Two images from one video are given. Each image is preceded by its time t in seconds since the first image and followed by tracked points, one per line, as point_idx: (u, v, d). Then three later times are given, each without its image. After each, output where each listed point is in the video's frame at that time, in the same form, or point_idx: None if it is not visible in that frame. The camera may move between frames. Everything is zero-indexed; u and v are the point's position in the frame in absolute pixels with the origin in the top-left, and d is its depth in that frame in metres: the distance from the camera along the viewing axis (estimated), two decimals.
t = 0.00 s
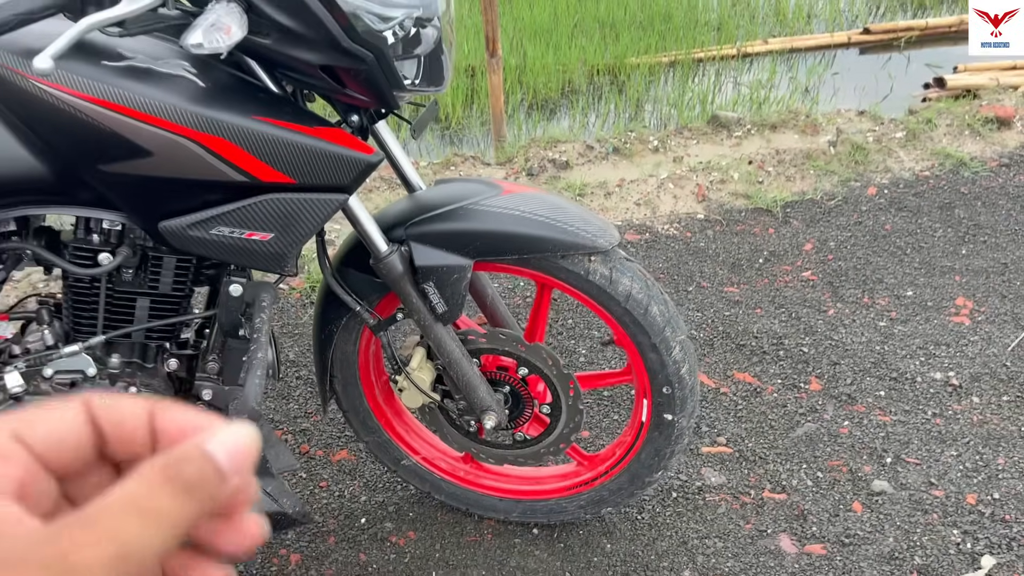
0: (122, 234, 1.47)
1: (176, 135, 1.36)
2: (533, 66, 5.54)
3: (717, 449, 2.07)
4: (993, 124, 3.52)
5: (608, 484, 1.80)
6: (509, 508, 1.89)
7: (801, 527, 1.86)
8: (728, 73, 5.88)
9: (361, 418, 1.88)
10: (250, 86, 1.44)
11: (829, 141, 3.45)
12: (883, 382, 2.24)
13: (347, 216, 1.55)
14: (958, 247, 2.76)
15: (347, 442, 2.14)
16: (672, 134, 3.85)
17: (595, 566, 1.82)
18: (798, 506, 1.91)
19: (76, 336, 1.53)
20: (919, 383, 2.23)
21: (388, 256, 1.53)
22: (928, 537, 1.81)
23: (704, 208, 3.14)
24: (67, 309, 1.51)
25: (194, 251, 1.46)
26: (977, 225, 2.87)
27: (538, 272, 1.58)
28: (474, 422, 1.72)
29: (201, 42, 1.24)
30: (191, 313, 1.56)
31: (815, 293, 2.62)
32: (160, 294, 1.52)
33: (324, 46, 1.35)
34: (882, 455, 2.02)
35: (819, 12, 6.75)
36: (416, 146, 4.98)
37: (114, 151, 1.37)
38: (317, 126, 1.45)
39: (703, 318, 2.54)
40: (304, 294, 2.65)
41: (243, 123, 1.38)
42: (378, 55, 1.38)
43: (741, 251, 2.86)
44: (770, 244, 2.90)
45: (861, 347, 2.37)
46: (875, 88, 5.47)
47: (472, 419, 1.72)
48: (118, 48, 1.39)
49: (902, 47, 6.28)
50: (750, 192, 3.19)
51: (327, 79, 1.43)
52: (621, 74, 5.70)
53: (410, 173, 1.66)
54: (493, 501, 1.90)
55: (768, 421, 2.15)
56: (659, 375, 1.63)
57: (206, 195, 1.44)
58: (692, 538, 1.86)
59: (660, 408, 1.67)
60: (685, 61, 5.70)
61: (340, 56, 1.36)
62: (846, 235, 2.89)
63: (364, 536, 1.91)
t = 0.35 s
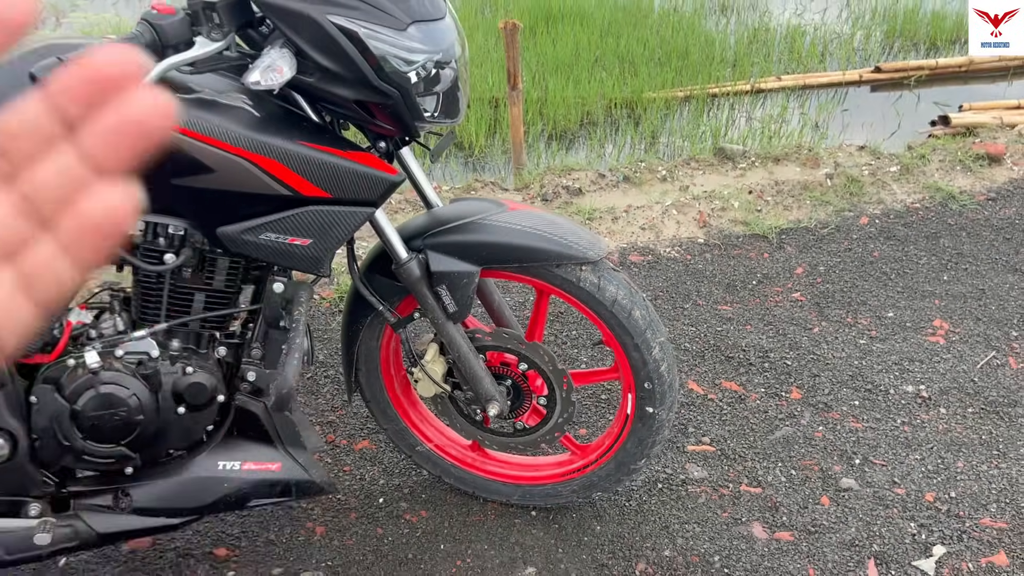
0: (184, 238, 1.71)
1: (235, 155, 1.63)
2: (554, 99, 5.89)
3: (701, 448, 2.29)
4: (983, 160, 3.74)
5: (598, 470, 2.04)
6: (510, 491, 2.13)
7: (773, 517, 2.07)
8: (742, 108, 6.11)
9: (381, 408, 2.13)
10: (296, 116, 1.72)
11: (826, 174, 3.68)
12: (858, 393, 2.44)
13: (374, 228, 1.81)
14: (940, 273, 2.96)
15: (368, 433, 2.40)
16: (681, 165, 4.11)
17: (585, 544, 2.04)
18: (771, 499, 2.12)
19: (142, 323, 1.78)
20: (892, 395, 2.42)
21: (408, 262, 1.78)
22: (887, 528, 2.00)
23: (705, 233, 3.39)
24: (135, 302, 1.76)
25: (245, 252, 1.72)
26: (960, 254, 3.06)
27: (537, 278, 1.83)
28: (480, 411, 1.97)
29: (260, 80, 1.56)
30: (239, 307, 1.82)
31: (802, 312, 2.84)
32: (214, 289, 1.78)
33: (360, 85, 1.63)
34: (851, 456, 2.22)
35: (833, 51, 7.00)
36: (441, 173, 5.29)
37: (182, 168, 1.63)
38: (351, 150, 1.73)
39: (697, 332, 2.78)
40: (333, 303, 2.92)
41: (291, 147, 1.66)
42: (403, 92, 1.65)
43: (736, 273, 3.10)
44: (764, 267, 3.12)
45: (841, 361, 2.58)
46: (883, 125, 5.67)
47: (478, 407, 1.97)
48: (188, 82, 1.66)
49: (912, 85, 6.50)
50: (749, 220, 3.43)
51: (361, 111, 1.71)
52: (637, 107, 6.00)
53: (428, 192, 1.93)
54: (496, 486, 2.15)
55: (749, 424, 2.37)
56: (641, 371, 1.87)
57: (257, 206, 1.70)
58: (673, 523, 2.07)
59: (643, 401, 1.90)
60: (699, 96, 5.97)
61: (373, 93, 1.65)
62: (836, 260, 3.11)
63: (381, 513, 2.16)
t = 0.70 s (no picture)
0: (255, 278, 1.98)
1: (303, 208, 1.88)
2: (591, 142, 6.16)
3: (717, 480, 2.45)
4: (1005, 212, 3.86)
5: (618, 497, 2.22)
6: (537, 514, 2.32)
7: (782, 546, 2.22)
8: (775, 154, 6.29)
9: (421, 433, 2.34)
10: (355, 174, 1.97)
11: (850, 222, 3.83)
12: (869, 433, 2.58)
13: (420, 271, 2.05)
14: (955, 320, 3.09)
15: (409, 457, 2.61)
16: (710, 210, 4.30)
17: (605, 565, 2.21)
18: (781, 529, 2.27)
19: (214, 351, 2.03)
20: (902, 435, 2.55)
21: (449, 302, 2.01)
22: (889, 560, 2.14)
23: (730, 277, 3.57)
24: (210, 332, 2.02)
25: (308, 292, 1.96)
26: (976, 302, 3.19)
27: (565, 319, 2.04)
28: (511, 439, 2.17)
29: (326, 145, 1.80)
30: (300, 338, 2.06)
31: (820, 355, 2.99)
32: (278, 323, 2.03)
33: (412, 148, 1.87)
34: (859, 492, 2.36)
35: (867, 98, 7.16)
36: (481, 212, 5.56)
37: (257, 218, 1.89)
38: (402, 204, 1.97)
39: (718, 371, 2.95)
40: (378, 335, 3.16)
41: (350, 201, 1.90)
42: (449, 155, 1.88)
43: (758, 316, 3.26)
44: (785, 311, 3.28)
45: (855, 403, 2.72)
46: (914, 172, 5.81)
47: (509, 435, 2.16)
48: (266, 145, 1.93)
49: (945, 133, 6.63)
50: (773, 265, 3.60)
51: (412, 171, 1.95)
52: (672, 151, 6.24)
53: (469, 239, 2.15)
54: (524, 509, 2.33)
55: (764, 460, 2.52)
56: (659, 406, 2.05)
57: (319, 252, 1.94)
58: (688, 549, 2.24)
59: (660, 434, 2.08)
60: (733, 142, 6.18)
61: (423, 155, 1.88)
62: (855, 306, 3.25)
63: (419, 530, 2.36)
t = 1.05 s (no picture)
0: (313, 303, 2.19)
1: (359, 241, 2.09)
2: (624, 180, 6.36)
3: (737, 504, 2.59)
4: None
5: (641, 516, 2.36)
6: (565, 531, 2.47)
7: (796, 568, 2.35)
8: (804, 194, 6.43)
9: (458, 450, 2.51)
10: (406, 211, 2.17)
11: (873, 262, 3.96)
12: (884, 464, 2.69)
13: (461, 300, 2.24)
14: (972, 359, 3.19)
15: (445, 475, 2.78)
16: (737, 248, 4.46)
17: None
18: (796, 552, 2.40)
19: (274, 368, 2.24)
20: (916, 467, 2.67)
21: (487, 328, 2.20)
22: None
23: (755, 312, 3.71)
24: (271, 351, 2.23)
25: (360, 316, 2.16)
26: (995, 342, 3.29)
27: (594, 347, 2.21)
28: (542, 458, 2.33)
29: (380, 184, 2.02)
30: (351, 359, 2.26)
31: (839, 390, 3.11)
32: (332, 344, 2.23)
33: (458, 189, 2.07)
34: (872, 520, 2.48)
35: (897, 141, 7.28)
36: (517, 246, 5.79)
37: (318, 249, 2.10)
38: (448, 238, 2.17)
39: (741, 402, 3.09)
40: (418, 360, 3.35)
41: (401, 235, 2.10)
42: (491, 195, 2.07)
43: (781, 351, 3.39)
44: (808, 346, 3.41)
45: (872, 435, 2.84)
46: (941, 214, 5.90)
47: (540, 454, 2.33)
48: (327, 184, 2.15)
49: (974, 176, 6.69)
50: (797, 301, 3.73)
51: (457, 210, 2.15)
52: (703, 190, 6.42)
53: (507, 271, 2.34)
54: (553, 525, 2.48)
55: (782, 486, 2.65)
56: (680, 431, 2.21)
57: (371, 280, 2.14)
58: (707, 568, 2.37)
59: (681, 456, 2.23)
60: (763, 182, 6.35)
61: (467, 196, 2.08)
62: (875, 342, 3.37)
63: (454, 543, 2.52)
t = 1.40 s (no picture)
0: (357, 276, 2.39)
1: (400, 218, 2.27)
2: (652, 195, 6.54)
3: (748, 484, 2.72)
4: None
5: (656, 486, 2.52)
6: (584, 501, 2.63)
7: (803, 541, 2.48)
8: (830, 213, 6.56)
9: (485, 423, 2.69)
10: (442, 193, 2.37)
11: (891, 271, 4.09)
12: (892, 452, 2.82)
13: (491, 278, 2.43)
14: (984, 361, 3.30)
15: (473, 451, 2.96)
16: (760, 257, 4.61)
17: (643, 547, 2.50)
18: (803, 527, 2.53)
19: (319, 336, 2.44)
20: (923, 456, 2.79)
21: (514, 304, 2.39)
22: (900, 557, 2.38)
23: (774, 314, 3.85)
24: (317, 319, 2.43)
25: (399, 288, 2.36)
26: (1007, 345, 3.40)
27: (613, 323, 2.39)
28: (564, 428, 2.50)
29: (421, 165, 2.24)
30: (389, 329, 2.46)
31: (853, 386, 3.23)
32: (373, 314, 2.43)
33: (492, 172, 2.27)
34: (877, 500, 2.61)
35: (924, 164, 7.38)
36: (546, 256, 5.99)
37: (363, 224, 2.28)
38: (480, 219, 2.37)
39: (757, 394, 3.22)
40: (449, 349, 3.54)
41: (439, 214, 2.30)
42: (521, 178, 2.28)
43: (797, 350, 3.53)
44: (824, 346, 3.54)
45: (881, 426, 2.96)
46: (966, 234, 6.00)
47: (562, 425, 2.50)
48: (371, 166, 2.34)
49: (999, 199, 6.79)
50: (815, 305, 3.87)
51: (490, 192, 2.35)
52: (730, 206, 6.56)
53: (534, 253, 2.53)
54: (573, 495, 2.65)
55: (792, 469, 2.78)
56: (693, 404, 2.37)
57: (410, 255, 2.34)
58: (718, 538, 2.51)
59: (694, 428, 2.39)
60: (790, 200, 6.49)
61: (500, 179, 2.28)
62: (890, 344, 3.50)
63: (480, 510, 2.69)
